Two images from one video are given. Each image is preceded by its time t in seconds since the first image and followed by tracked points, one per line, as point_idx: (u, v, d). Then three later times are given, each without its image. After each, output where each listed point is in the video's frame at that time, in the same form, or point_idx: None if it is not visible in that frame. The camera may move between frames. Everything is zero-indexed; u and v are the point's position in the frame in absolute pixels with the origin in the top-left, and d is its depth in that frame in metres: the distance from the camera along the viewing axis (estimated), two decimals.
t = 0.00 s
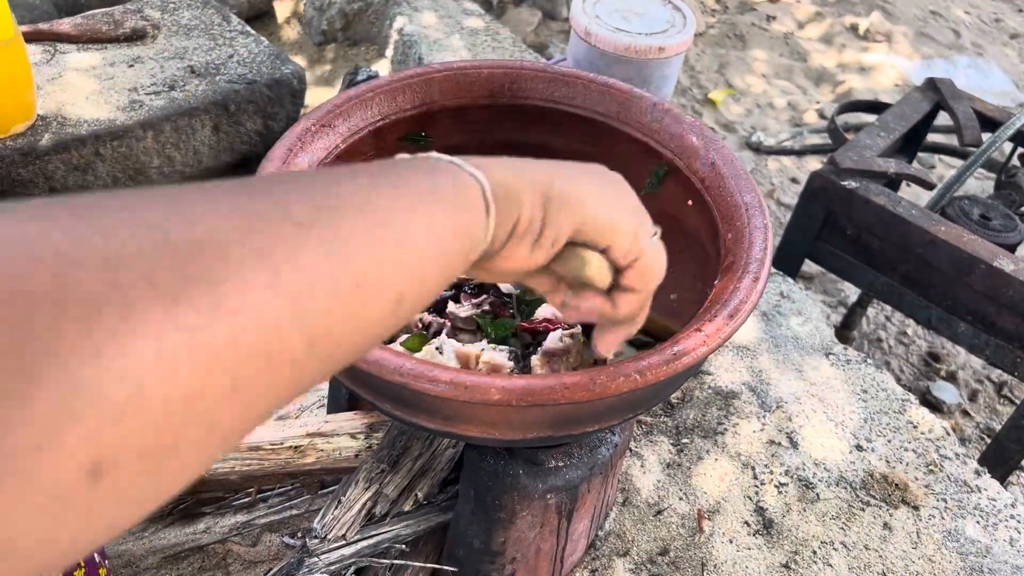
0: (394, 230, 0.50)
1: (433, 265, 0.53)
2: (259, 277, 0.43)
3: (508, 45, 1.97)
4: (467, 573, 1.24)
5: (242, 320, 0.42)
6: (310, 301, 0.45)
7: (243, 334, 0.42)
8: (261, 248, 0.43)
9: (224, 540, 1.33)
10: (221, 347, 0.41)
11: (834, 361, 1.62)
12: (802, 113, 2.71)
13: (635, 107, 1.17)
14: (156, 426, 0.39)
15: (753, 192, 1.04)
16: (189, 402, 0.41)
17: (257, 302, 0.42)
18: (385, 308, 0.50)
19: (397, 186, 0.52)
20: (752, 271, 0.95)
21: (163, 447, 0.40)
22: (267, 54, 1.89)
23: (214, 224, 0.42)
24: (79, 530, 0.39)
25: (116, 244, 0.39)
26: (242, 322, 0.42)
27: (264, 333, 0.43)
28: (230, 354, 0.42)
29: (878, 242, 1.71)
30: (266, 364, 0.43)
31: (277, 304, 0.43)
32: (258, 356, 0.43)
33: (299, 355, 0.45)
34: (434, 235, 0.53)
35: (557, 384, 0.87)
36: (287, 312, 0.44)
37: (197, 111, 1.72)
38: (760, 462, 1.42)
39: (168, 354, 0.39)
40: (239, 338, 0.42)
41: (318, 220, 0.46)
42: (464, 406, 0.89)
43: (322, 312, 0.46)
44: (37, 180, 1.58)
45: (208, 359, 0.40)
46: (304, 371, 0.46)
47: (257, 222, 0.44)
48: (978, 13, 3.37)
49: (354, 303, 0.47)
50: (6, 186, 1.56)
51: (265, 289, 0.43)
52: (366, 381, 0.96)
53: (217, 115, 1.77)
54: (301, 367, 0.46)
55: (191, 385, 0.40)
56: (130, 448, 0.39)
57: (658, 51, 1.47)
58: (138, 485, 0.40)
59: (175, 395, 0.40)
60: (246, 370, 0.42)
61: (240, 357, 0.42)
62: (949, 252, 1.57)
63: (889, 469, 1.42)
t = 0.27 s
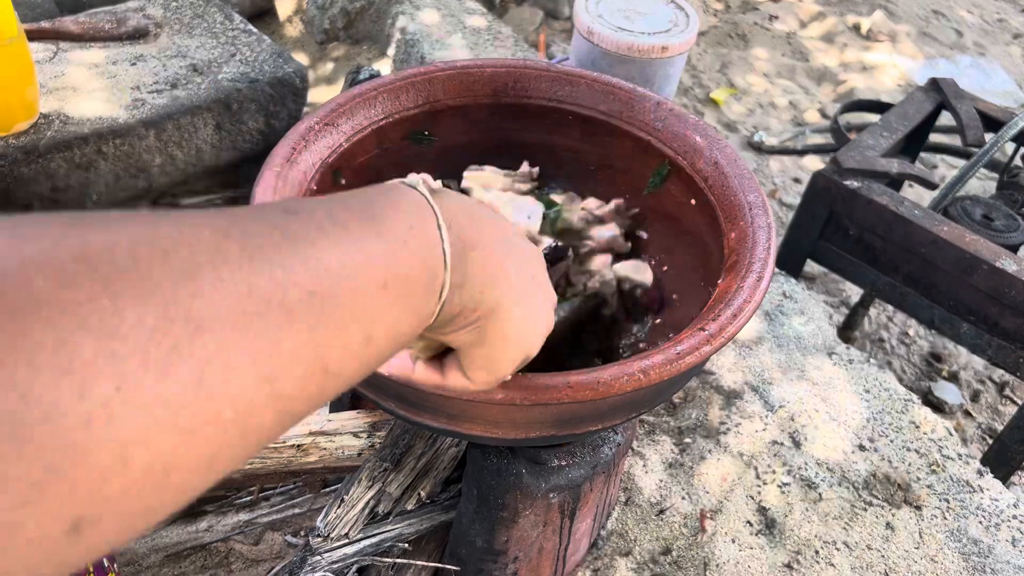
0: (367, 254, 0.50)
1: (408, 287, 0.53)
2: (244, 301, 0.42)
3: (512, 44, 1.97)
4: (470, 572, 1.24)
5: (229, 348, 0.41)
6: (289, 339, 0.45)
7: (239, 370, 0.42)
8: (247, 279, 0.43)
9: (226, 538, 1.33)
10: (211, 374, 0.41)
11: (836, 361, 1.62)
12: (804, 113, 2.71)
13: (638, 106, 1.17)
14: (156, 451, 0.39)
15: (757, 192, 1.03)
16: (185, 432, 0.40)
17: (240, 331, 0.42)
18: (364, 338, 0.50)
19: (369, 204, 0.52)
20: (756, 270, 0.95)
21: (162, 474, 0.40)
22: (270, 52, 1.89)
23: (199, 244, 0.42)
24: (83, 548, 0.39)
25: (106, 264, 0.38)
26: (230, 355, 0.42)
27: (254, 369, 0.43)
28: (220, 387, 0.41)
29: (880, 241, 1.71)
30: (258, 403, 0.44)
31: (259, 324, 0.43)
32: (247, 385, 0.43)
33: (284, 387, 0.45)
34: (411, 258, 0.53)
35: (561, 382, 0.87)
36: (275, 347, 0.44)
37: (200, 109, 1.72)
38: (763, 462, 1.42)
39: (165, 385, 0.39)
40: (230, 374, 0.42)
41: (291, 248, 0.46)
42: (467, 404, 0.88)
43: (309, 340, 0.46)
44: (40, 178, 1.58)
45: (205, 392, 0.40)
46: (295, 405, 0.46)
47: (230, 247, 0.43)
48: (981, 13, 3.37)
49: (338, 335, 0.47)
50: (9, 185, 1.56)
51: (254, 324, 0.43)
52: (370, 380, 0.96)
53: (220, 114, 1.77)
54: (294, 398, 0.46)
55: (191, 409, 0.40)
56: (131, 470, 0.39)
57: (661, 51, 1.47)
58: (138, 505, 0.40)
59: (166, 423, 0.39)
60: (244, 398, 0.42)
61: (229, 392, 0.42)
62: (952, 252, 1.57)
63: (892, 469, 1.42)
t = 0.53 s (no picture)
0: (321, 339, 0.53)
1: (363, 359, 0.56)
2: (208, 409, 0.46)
3: (514, 44, 1.97)
4: (472, 571, 1.24)
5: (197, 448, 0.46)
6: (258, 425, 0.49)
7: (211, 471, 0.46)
8: (216, 384, 0.47)
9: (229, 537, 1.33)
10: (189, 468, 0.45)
11: (838, 361, 1.62)
12: (805, 113, 2.71)
13: (640, 106, 1.18)
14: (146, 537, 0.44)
15: (759, 193, 1.03)
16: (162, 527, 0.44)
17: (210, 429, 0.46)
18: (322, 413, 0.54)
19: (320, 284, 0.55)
20: (759, 271, 0.95)
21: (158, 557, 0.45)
22: (273, 52, 1.89)
23: (182, 349, 0.46)
24: None
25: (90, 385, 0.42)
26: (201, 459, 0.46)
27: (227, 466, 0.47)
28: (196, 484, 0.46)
29: (882, 242, 1.71)
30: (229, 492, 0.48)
31: (229, 420, 0.47)
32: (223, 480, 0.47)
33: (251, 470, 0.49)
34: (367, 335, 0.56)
35: (564, 382, 0.87)
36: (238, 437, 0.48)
37: (202, 109, 1.72)
38: (765, 462, 1.42)
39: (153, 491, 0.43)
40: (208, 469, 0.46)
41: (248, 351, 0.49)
42: (470, 404, 0.89)
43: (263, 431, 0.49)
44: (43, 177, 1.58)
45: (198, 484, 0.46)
46: (266, 480, 0.51)
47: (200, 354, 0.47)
48: (982, 14, 3.37)
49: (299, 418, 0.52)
50: (11, 183, 1.56)
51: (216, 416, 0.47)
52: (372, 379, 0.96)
53: (223, 113, 1.77)
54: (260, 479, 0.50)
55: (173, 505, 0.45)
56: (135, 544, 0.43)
57: (663, 52, 1.47)
58: None
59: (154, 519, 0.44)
60: (221, 487, 0.47)
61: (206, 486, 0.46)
62: (953, 252, 1.58)
63: (893, 470, 1.42)
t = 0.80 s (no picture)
0: (150, 249, 0.48)
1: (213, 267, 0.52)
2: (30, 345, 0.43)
3: (515, 43, 1.97)
4: (473, 570, 1.24)
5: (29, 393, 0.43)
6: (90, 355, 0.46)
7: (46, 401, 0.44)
8: (21, 334, 0.42)
9: (230, 536, 1.34)
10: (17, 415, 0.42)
11: (839, 361, 1.62)
12: (806, 113, 2.71)
13: (641, 105, 1.17)
14: None
15: (761, 192, 1.04)
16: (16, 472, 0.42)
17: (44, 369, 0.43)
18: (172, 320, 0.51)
19: (145, 186, 0.49)
20: (760, 270, 0.95)
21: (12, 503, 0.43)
22: (273, 51, 1.89)
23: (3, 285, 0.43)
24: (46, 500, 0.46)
25: None
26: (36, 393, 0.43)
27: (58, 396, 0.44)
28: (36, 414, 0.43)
29: (883, 242, 1.71)
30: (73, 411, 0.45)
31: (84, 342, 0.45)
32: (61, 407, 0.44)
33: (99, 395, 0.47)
34: (215, 239, 0.52)
35: (566, 381, 0.87)
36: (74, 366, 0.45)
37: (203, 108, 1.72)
38: (765, 462, 1.42)
39: None
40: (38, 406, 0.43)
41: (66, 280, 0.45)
42: (470, 402, 0.89)
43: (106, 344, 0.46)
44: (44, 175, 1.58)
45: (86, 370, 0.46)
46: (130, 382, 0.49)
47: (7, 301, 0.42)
48: (983, 14, 3.37)
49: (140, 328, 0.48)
50: (12, 182, 1.56)
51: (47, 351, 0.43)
52: (373, 378, 0.96)
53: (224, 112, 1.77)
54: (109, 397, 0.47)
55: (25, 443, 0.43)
56: None
57: (664, 51, 1.47)
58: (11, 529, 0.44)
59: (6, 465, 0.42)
60: (83, 396, 0.46)
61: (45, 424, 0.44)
62: (954, 252, 1.58)
63: (893, 470, 1.42)
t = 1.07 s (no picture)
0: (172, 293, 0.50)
1: (224, 308, 0.54)
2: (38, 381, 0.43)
3: (515, 42, 1.97)
4: (471, 568, 1.24)
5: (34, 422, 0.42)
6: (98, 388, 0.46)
7: (44, 433, 0.43)
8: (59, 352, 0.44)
9: (229, 534, 1.33)
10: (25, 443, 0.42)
11: (838, 360, 1.62)
12: (806, 113, 2.71)
13: (640, 104, 1.18)
14: None
15: (759, 191, 1.04)
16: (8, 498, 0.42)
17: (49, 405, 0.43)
18: (176, 367, 0.51)
19: (165, 240, 0.52)
20: (759, 268, 0.95)
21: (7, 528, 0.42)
22: (273, 50, 1.89)
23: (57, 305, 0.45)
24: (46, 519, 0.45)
25: None
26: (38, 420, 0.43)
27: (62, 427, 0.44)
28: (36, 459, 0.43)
29: (882, 241, 1.71)
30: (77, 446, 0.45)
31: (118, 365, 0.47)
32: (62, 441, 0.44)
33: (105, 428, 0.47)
34: (230, 279, 0.54)
35: (564, 380, 0.87)
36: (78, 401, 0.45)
37: (203, 107, 1.72)
38: (764, 461, 1.42)
39: None
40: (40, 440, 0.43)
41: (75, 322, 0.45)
42: (469, 401, 0.89)
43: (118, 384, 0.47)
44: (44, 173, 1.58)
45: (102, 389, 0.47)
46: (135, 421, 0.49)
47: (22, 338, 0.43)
48: (983, 14, 3.37)
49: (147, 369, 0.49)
50: (12, 180, 1.57)
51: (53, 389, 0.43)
52: (373, 376, 0.96)
53: (224, 111, 1.77)
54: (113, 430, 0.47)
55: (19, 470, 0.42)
56: None
57: (663, 51, 1.47)
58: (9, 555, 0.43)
59: None
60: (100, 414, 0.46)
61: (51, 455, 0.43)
62: (954, 252, 1.58)
63: (892, 470, 1.42)
